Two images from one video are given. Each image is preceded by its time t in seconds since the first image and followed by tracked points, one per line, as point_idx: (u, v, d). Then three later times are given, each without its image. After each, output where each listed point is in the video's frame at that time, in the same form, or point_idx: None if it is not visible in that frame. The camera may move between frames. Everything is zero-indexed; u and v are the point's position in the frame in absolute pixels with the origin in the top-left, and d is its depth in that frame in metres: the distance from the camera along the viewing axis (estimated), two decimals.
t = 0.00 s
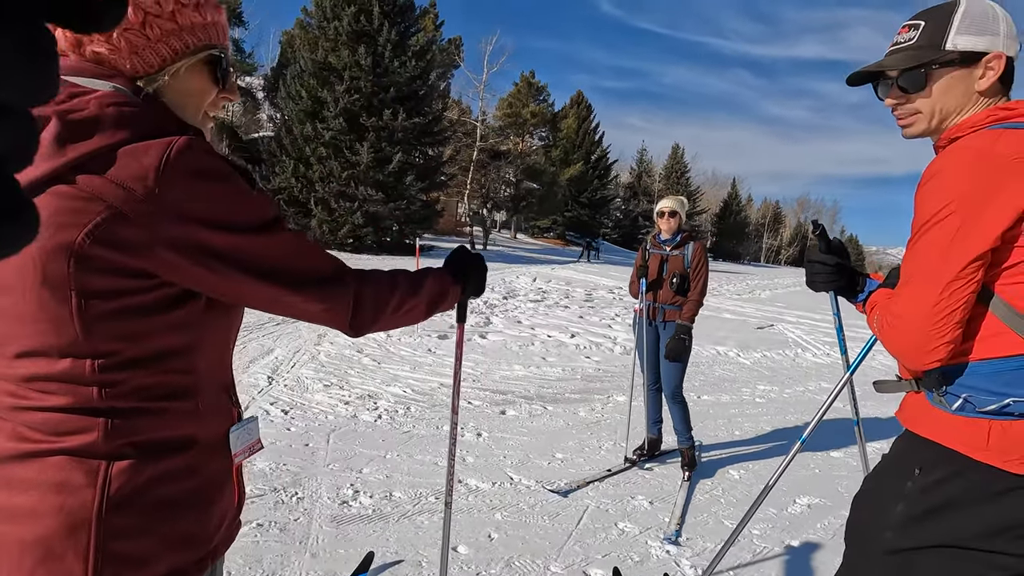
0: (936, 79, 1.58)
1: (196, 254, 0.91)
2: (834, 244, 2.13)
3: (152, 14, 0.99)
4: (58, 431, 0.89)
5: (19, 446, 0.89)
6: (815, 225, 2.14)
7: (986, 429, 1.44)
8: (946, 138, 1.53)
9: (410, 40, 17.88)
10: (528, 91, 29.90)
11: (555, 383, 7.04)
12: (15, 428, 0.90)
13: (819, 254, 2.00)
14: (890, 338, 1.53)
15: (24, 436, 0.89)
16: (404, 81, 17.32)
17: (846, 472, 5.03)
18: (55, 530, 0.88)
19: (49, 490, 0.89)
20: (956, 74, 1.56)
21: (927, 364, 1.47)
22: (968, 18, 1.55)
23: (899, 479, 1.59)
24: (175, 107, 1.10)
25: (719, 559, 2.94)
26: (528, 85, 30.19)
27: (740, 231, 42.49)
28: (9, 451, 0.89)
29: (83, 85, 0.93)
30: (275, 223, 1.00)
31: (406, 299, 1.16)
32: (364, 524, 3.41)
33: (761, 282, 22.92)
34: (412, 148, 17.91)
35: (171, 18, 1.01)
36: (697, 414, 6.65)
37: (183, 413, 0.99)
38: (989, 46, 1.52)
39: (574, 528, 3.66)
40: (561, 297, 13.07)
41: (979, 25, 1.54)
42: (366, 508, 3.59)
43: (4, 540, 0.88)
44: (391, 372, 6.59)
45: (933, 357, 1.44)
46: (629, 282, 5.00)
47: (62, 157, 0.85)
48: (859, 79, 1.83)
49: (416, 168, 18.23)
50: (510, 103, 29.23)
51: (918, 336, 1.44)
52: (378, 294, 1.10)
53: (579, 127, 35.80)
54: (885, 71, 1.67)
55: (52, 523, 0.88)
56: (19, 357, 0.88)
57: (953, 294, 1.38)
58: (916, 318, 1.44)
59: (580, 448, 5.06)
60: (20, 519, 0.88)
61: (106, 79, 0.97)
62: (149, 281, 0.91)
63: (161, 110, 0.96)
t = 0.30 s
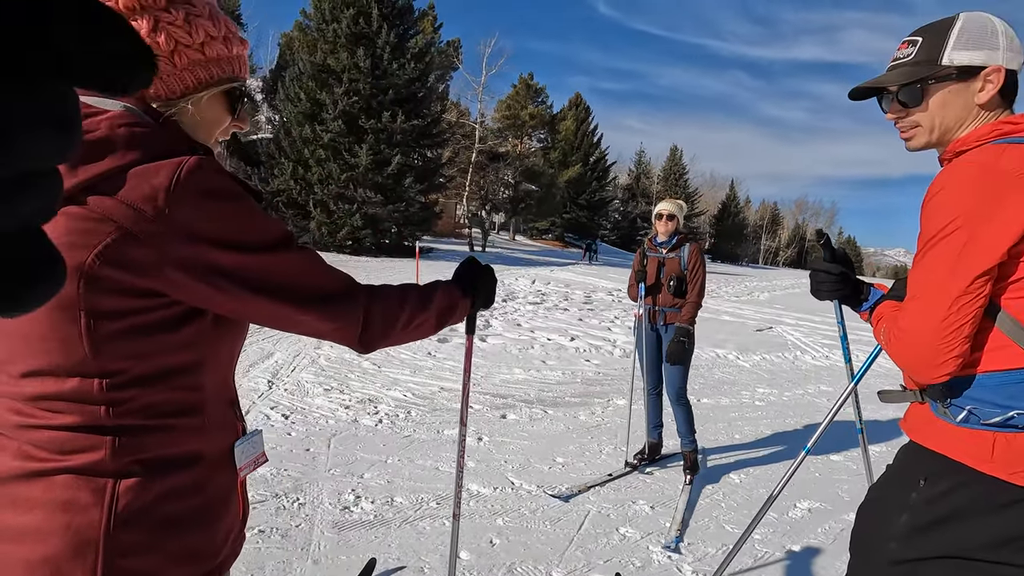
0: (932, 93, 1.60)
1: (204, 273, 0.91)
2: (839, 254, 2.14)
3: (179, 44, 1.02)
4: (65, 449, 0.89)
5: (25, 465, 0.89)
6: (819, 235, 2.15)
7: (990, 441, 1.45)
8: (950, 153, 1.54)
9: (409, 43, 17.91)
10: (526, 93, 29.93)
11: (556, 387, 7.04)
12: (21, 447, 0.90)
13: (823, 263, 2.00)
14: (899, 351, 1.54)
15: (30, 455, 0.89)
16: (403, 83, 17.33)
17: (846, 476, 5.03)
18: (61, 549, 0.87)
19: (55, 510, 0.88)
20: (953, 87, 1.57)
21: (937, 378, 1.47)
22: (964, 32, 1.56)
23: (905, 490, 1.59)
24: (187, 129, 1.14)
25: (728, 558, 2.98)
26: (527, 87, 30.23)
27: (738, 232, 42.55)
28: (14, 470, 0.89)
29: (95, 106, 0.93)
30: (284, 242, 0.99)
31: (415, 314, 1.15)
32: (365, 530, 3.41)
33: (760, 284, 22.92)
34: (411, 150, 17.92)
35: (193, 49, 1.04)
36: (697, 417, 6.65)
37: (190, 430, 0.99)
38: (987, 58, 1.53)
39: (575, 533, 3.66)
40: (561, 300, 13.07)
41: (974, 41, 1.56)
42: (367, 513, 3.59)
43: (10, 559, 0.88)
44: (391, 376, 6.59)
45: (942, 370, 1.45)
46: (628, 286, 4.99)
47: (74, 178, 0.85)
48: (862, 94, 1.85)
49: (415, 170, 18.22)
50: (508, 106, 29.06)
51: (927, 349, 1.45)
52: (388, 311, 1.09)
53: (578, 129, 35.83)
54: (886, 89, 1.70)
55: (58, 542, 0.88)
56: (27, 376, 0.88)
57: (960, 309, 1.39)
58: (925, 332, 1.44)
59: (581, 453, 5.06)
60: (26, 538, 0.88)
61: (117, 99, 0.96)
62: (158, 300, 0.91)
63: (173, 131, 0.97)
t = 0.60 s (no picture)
0: (919, 103, 1.76)
1: (231, 278, 0.91)
2: (852, 257, 2.15)
3: (220, 58, 1.07)
4: (90, 453, 0.89)
5: (48, 470, 0.89)
6: (833, 237, 2.16)
7: (1001, 446, 1.46)
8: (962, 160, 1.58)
9: (409, 45, 17.94)
10: (526, 96, 29.95)
11: (558, 390, 7.03)
12: (44, 451, 0.89)
13: (838, 266, 2.01)
14: (911, 357, 1.55)
15: (55, 459, 0.89)
16: (403, 86, 17.34)
17: (849, 479, 5.02)
18: (88, 555, 0.87)
19: (80, 514, 0.88)
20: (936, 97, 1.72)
21: (949, 384, 1.48)
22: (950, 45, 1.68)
23: (916, 493, 1.59)
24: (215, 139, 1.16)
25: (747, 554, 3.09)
26: (526, 89, 30.23)
27: (737, 235, 42.58)
28: (39, 474, 0.89)
29: (126, 111, 0.94)
30: (309, 247, 0.99)
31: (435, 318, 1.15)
32: (371, 533, 3.40)
33: (759, 287, 22.94)
34: (411, 153, 17.92)
35: (229, 66, 1.09)
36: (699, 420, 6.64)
37: (215, 433, 0.99)
38: (960, 70, 1.64)
39: (581, 537, 3.66)
40: (561, 303, 13.05)
41: (962, 51, 1.64)
42: (373, 517, 3.58)
43: (35, 564, 0.87)
44: (394, 379, 6.58)
45: (955, 377, 1.46)
46: (632, 290, 5.00)
47: (106, 183, 0.86)
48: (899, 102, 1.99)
49: (415, 172, 18.21)
50: (508, 108, 29.14)
51: (938, 355, 1.46)
52: (410, 316, 1.10)
53: (577, 132, 35.87)
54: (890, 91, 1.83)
55: (85, 547, 0.88)
56: (53, 379, 0.88)
57: (974, 315, 1.41)
58: (937, 339, 1.46)
59: (585, 455, 5.05)
60: (51, 544, 0.88)
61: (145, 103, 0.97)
62: (185, 304, 0.92)
63: (201, 136, 0.97)
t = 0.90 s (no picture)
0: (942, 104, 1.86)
1: (278, 278, 0.95)
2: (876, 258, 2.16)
3: (293, 86, 1.17)
4: (138, 452, 0.92)
5: (97, 468, 0.92)
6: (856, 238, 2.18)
7: (1019, 446, 1.45)
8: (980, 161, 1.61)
9: (409, 47, 17.97)
10: (526, 98, 30.00)
11: (562, 392, 7.03)
12: (90, 450, 0.93)
13: (862, 265, 2.03)
14: (926, 358, 1.57)
15: (102, 459, 0.92)
16: (404, 87, 17.37)
17: (855, 481, 5.02)
18: (137, 554, 0.91)
19: (128, 513, 0.91)
20: (953, 98, 1.81)
21: (963, 386, 1.50)
22: (969, 51, 1.78)
23: (936, 492, 1.58)
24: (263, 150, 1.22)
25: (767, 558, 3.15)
26: (526, 91, 30.25)
27: (736, 237, 42.62)
28: (87, 473, 0.93)
29: (174, 113, 0.95)
30: (351, 246, 1.02)
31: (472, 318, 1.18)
32: (381, 534, 3.41)
33: (759, 289, 22.94)
34: (411, 154, 17.94)
35: (299, 93, 1.18)
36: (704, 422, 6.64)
37: (257, 433, 1.03)
38: (970, 72, 1.74)
39: (590, 539, 3.66)
40: (562, 305, 13.05)
41: (977, 55, 1.74)
42: (382, 519, 3.58)
43: (86, 562, 0.92)
44: (398, 380, 6.58)
45: (968, 378, 1.48)
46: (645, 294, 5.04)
47: (160, 182, 0.88)
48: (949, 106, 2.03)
49: (415, 174, 18.21)
50: (508, 110, 29.18)
51: (951, 358, 1.48)
52: (448, 315, 1.13)
53: (577, 134, 35.93)
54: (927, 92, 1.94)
55: (134, 546, 0.91)
56: (103, 378, 0.92)
57: (985, 318, 1.42)
58: (950, 342, 1.47)
59: (591, 457, 5.05)
60: (102, 542, 0.92)
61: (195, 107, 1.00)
62: (233, 304, 0.95)
63: (246, 137, 0.99)
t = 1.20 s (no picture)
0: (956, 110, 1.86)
1: (318, 286, 0.98)
2: (891, 261, 2.18)
3: (345, 105, 1.18)
4: (176, 456, 0.95)
5: (136, 471, 0.96)
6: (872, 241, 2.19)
7: None
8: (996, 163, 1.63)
9: (409, 48, 17.95)
10: (524, 99, 30.01)
11: (564, 393, 7.03)
12: (128, 453, 0.97)
13: (876, 267, 2.04)
14: (934, 358, 1.56)
15: (139, 463, 0.96)
16: (403, 88, 17.36)
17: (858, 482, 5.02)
18: (176, 555, 0.94)
19: (166, 515, 0.95)
20: (965, 104, 1.81)
21: (972, 387, 1.50)
22: (985, 58, 1.78)
23: (956, 495, 1.58)
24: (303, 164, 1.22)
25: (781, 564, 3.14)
26: (525, 93, 30.25)
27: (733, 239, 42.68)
28: (126, 475, 0.96)
29: (221, 121, 0.98)
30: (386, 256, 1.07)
31: (505, 326, 1.23)
32: (388, 536, 3.40)
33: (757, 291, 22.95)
34: (410, 155, 17.92)
35: (347, 109, 1.19)
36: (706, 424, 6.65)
37: (289, 437, 1.06)
38: (982, 79, 1.74)
39: (598, 542, 3.65)
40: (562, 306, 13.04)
41: (987, 62, 1.75)
42: (389, 520, 3.57)
43: (126, 563, 0.96)
44: (401, 382, 6.56)
45: (977, 379, 1.48)
46: (658, 295, 4.98)
47: (208, 189, 0.91)
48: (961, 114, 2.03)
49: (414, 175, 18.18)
50: (507, 111, 29.18)
51: (960, 359, 1.47)
52: (481, 323, 1.18)
53: (575, 136, 35.94)
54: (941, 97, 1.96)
55: (172, 547, 0.95)
56: (144, 382, 0.95)
57: (993, 320, 1.42)
58: (957, 343, 1.47)
59: (595, 459, 5.04)
60: (142, 543, 0.95)
61: (239, 114, 1.03)
62: (274, 310, 0.99)
63: (287, 146, 1.02)
